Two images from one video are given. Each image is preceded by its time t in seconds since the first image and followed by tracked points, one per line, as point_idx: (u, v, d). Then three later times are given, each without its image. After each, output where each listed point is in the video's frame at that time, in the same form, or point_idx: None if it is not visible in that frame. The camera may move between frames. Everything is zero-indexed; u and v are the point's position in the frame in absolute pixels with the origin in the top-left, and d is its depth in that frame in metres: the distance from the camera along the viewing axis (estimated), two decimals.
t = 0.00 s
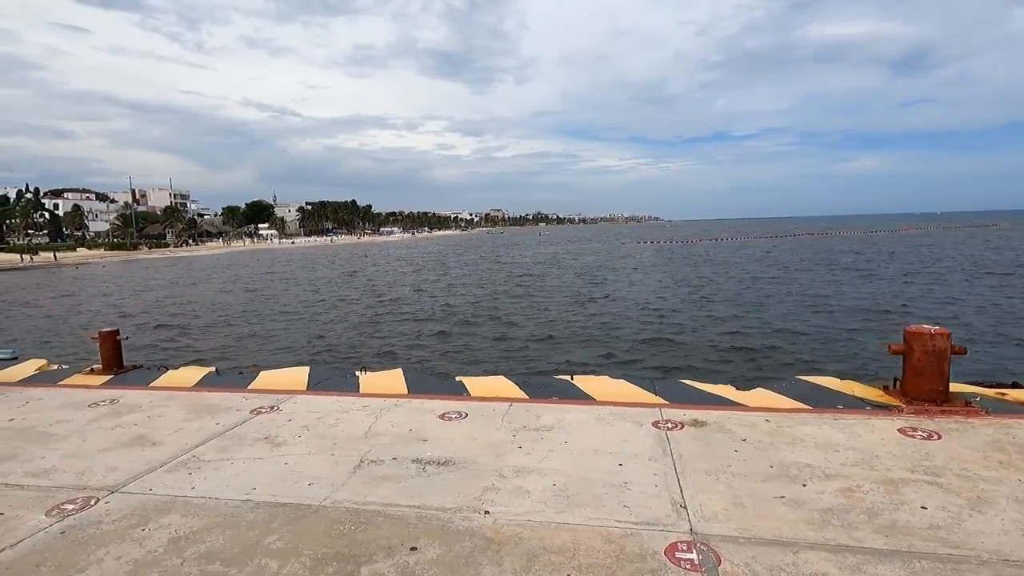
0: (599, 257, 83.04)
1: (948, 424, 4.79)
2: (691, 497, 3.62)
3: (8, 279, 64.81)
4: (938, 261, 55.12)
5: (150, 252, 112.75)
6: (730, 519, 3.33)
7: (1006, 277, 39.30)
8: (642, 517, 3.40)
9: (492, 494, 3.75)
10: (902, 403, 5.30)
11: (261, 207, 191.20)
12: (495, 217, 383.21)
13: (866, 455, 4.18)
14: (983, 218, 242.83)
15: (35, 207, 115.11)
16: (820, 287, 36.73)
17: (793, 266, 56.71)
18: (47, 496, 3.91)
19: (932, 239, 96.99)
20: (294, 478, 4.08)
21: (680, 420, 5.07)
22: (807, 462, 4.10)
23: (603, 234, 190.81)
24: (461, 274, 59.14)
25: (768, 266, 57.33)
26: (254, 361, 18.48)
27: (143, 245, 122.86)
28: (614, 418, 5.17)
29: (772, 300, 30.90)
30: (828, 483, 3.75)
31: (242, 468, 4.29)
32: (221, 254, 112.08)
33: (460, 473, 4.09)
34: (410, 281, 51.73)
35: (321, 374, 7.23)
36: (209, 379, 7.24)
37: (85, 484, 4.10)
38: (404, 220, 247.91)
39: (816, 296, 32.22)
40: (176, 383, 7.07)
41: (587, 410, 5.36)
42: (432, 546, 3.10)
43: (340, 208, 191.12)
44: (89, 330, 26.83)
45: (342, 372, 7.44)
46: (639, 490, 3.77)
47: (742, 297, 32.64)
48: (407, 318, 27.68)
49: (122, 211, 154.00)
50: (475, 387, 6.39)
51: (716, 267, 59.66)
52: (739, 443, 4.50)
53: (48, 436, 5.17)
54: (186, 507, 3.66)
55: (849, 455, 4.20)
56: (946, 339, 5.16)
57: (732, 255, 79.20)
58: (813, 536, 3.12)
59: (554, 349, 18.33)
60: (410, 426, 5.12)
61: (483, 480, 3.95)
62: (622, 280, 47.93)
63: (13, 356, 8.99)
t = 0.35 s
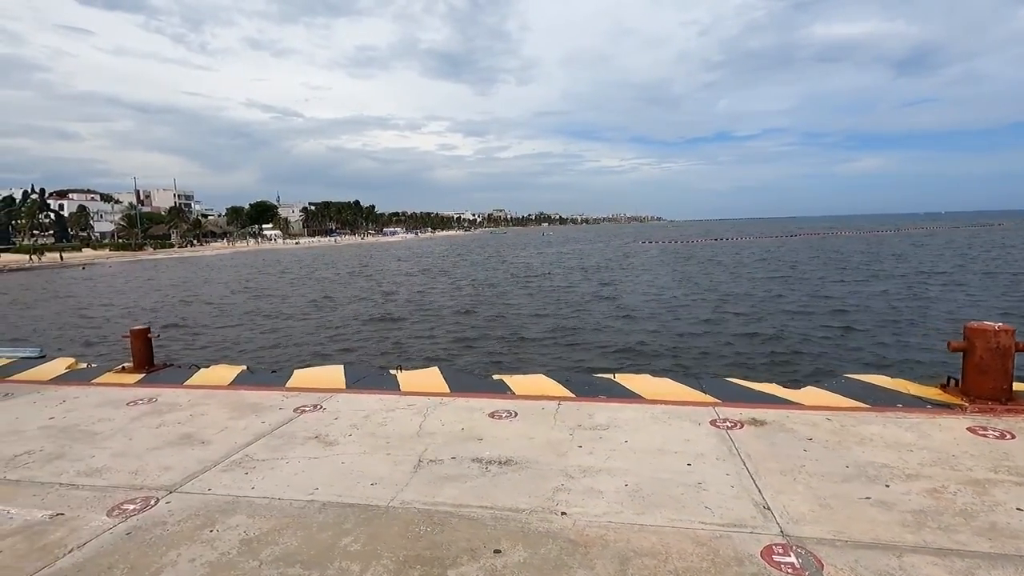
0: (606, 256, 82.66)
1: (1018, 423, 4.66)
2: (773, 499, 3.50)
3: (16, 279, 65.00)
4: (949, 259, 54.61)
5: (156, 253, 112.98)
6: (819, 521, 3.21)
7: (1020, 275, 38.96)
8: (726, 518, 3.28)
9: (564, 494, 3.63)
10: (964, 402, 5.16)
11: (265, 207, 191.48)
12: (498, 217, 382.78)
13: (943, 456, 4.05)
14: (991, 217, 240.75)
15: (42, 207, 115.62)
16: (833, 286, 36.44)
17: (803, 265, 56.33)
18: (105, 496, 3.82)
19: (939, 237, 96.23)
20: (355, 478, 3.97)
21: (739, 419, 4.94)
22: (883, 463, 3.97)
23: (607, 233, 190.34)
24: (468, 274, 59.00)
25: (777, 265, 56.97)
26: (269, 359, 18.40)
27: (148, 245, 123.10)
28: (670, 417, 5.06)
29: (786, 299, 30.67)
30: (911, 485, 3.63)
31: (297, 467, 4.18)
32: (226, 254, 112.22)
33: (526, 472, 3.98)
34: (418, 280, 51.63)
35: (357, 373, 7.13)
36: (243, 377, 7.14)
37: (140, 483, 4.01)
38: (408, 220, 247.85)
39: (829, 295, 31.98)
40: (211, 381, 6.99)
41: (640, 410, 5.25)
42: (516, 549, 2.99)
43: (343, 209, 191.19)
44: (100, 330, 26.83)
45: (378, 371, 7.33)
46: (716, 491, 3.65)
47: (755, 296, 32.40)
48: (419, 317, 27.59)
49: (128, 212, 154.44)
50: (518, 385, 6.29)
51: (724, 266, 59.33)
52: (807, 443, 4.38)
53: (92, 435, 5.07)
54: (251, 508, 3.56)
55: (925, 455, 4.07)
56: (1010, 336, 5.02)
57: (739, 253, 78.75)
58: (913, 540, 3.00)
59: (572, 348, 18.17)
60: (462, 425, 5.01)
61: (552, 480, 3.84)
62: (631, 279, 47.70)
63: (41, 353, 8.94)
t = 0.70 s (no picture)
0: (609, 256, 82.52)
1: None
2: (845, 501, 3.50)
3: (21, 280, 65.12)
4: (957, 258, 54.31)
5: (158, 253, 113.11)
6: (898, 523, 3.21)
7: None
8: (803, 520, 3.28)
9: (633, 496, 3.64)
10: (1015, 403, 5.14)
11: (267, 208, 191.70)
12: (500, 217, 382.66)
13: (1007, 458, 4.04)
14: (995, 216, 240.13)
15: (44, 207, 115.66)
16: (842, 285, 36.31)
17: (808, 264, 56.16)
18: (172, 498, 3.84)
19: (945, 236, 95.83)
20: (419, 480, 3.98)
21: (791, 420, 4.94)
22: (947, 464, 3.97)
23: (610, 233, 190.05)
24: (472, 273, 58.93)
25: (781, 264, 56.80)
26: (285, 358, 18.42)
27: (151, 245, 123.17)
28: (720, 419, 5.06)
29: (796, 298, 30.57)
30: (981, 486, 3.62)
31: (358, 469, 4.19)
32: (228, 254, 112.48)
33: (590, 475, 3.98)
34: (424, 280, 51.60)
35: (394, 374, 7.14)
36: (280, 378, 7.15)
37: (204, 485, 4.02)
38: (409, 220, 248.28)
39: (839, 294, 31.89)
40: (249, 383, 7.01)
41: (689, 410, 5.25)
42: (601, 552, 2.99)
43: (345, 210, 191.15)
44: (112, 330, 26.90)
45: (414, 372, 7.34)
46: (785, 493, 3.65)
47: (765, 295, 32.33)
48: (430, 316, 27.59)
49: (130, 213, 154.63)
50: (557, 387, 6.29)
51: (729, 265, 59.13)
52: (865, 444, 4.37)
53: (143, 437, 5.09)
54: (322, 510, 3.56)
55: (989, 457, 4.06)
56: None
57: (744, 252, 78.53)
58: (999, 542, 2.99)
59: (588, 347, 18.15)
60: (513, 426, 5.01)
61: (618, 482, 3.84)
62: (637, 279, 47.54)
63: (72, 355, 8.97)
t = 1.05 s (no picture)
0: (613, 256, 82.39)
1: None
2: (923, 503, 3.47)
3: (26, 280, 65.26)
4: (964, 258, 54.17)
5: (162, 254, 113.20)
6: (983, 525, 3.19)
7: None
8: (885, 523, 3.26)
9: (707, 498, 3.62)
10: None
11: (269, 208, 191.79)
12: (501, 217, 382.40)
13: None
14: (998, 215, 239.48)
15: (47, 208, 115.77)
16: (851, 286, 36.26)
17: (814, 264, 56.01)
18: (240, 499, 3.83)
19: (950, 235, 95.54)
20: (485, 482, 3.97)
21: (846, 422, 4.92)
22: (1016, 465, 3.94)
23: (612, 233, 189.95)
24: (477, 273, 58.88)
25: (788, 265, 56.68)
26: (300, 357, 18.42)
27: (154, 246, 123.28)
28: (773, 419, 5.05)
29: (807, 299, 30.57)
30: None
31: (421, 471, 4.18)
32: (231, 255, 112.54)
33: (656, 476, 3.96)
34: (430, 280, 51.58)
35: (431, 375, 7.13)
36: (317, 379, 7.15)
37: (269, 486, 4.02)
38: (411, 220, 248.33)
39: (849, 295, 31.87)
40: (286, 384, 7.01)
41: (740, 411, 5.23)
42: (689, 554, 2.98)
43: (348, 210, 191.15)
44: (124, 330, 26.96)
45: (450, 373, 7.33)
46: (859, 494, 3.63)
47: (774, 296, 32.33)
48: (440, 316, 27.60)
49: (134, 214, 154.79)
50: (600, 388, 6.29)
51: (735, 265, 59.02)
52: (928, 445, 4.35)
53: (195, 438, 5.08)
54: (395, 512, 3.55)
55: None
56: None
57: (749, 252, 78.48)
58: None
59: (604, 348, 18.14)
60: (566, 427, 5.01)
61: (687, 484, 3.82)
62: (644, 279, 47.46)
63: (102, 356, 8.99)
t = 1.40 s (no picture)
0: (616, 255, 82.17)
1: None
2: (1008, 501, 3.36)
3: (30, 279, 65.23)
4: (971, 257, 53.90)
5: (163, 253, 113.11)
6: None
7: None
8: (975, 521, 3.14)
9: (782, 496, 3.51)
10: None
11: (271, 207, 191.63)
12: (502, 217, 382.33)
13: None
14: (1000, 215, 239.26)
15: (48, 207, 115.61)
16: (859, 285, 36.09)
17: (819, 263, 55.84)
18: (297, 497, 3.72)
19: (955, 234, 95.06)
20: (548, 479, 3.86)
21: (905, 418, 4.81)
22: None
23: (614, 233, 189.49)
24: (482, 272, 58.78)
25: (793, 264, 56.52)
26: (312, 355, 18.29)
27: (156, 245, 123.18)
28: (828, 416, 4.93)
29: (817, 298, 30.38)
30: None
31: (479, 468, 4.07)
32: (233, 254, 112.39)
33: (723, 473, 3.86)
34: (434, 279, 51.41)
35: (465, 372, 7.02)
36: (348, 376, 7.05)
37: (325, 484, 3.91)
38: (412, 220, 248.16)
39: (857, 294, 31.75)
40: (318, 381, 6.90)
41: (793, 408, 5.13)
42: (780, 553, 2.87)
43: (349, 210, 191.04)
44: (132, 329, 26.86)
45: (483, 370, 7.24)
46: (939, 491, 3.52)
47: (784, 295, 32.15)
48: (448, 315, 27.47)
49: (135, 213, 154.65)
50: (641, 386, 6.18)
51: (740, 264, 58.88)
52: (995, 442, 4.24)
53: (238, 434, 4.97)
54: (463, 510, 3.44)
55: None
56: None
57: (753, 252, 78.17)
58: None
59: (619, 346, 18.00)
60: (617, 424, 4.90)
61: (759, 482, 3.70)
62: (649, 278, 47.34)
63: (125, 353, 8.89)
